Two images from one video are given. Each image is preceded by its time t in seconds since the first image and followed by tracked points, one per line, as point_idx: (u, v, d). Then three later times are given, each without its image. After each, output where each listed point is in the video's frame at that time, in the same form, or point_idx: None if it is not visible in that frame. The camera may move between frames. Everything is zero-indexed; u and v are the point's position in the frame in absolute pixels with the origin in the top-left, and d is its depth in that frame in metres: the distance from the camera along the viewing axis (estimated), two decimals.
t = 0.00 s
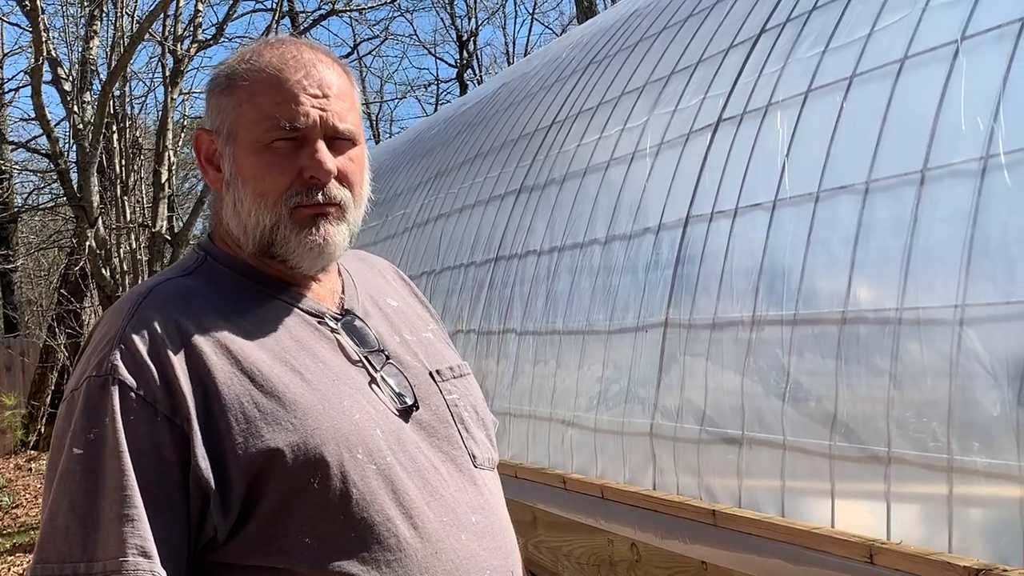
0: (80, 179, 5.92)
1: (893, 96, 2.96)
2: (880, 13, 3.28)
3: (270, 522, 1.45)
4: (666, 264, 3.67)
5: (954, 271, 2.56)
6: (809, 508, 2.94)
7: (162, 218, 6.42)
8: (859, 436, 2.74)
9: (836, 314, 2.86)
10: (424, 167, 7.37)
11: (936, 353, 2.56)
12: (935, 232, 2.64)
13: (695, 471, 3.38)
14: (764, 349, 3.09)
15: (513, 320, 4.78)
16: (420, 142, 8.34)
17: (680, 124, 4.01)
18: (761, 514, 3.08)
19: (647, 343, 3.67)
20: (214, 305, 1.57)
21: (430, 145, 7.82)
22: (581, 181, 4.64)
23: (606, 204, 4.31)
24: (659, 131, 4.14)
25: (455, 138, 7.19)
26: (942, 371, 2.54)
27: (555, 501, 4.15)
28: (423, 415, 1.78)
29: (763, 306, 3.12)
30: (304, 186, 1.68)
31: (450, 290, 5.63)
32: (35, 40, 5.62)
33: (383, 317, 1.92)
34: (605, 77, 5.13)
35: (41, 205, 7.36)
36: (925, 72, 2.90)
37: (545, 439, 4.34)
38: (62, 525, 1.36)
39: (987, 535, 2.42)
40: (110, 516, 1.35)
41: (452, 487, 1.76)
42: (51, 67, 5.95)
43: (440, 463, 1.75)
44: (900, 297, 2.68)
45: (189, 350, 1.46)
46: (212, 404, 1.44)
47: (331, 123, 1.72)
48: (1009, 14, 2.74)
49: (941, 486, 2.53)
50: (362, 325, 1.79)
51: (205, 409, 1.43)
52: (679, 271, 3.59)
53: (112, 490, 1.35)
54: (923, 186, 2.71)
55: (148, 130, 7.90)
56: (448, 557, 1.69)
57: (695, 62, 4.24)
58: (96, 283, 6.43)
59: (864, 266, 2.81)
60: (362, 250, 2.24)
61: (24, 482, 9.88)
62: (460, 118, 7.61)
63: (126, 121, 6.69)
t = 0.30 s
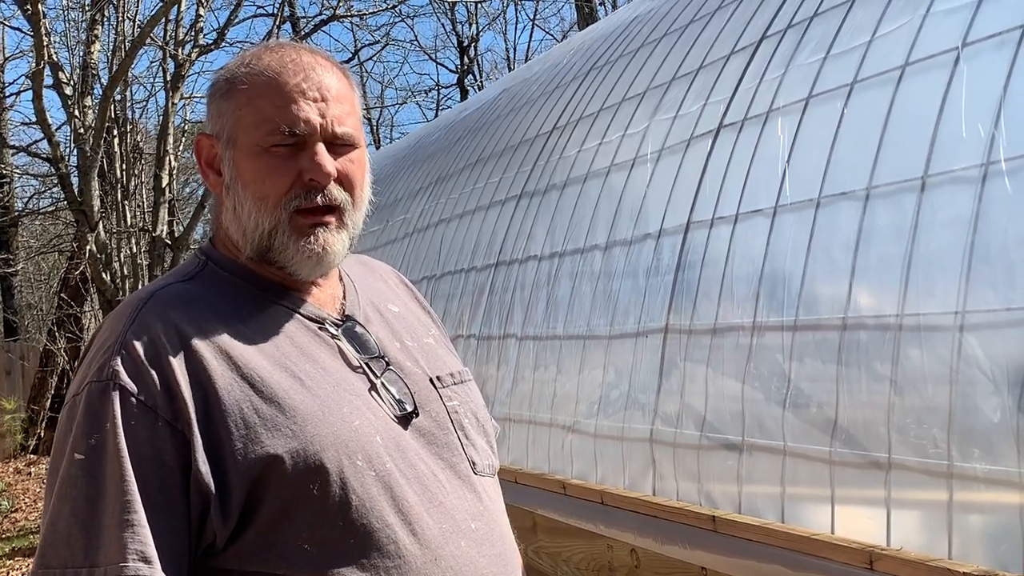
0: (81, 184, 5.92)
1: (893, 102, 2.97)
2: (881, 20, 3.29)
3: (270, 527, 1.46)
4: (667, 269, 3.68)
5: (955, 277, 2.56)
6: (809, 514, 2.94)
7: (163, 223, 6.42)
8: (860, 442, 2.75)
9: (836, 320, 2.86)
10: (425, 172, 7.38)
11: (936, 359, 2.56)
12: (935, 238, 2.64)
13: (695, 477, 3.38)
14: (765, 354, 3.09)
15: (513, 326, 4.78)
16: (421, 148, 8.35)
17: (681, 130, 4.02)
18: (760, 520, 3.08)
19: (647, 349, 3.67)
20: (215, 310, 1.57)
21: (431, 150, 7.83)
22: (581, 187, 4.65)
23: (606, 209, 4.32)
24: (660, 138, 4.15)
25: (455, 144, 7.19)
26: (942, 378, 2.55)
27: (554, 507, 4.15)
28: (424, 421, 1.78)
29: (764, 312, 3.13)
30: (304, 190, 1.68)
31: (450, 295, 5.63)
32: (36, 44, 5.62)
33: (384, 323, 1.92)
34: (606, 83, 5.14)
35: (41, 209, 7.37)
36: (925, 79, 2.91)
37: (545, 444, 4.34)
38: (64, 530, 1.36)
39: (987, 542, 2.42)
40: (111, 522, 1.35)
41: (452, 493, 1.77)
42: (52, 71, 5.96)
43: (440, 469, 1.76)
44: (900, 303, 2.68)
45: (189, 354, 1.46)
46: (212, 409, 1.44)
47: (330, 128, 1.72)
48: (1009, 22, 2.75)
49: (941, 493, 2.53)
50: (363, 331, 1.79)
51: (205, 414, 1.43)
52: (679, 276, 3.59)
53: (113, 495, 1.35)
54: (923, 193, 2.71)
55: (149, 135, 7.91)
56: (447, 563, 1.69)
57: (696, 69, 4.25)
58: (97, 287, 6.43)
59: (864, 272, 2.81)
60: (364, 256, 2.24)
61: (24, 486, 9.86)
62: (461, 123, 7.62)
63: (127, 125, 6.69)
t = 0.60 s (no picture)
0: (85, 189, 5.93)
1: (897, 110, 2.97)
2: (885, 28, 3.29)
3: (271, 536, 1.45)
4: (670, 277, 3.68)
5: (959, 286, 2.56)
6: (812, 523, 2.93)
7: (166, 229, 6.42)
8: (863, 450, 2.74)
9: (840, 328, 2.86)
10: (428, 179, 7.39)
11: (940, 368, 2.56)
12: (939, 246, 2.64)
13: (698, 484, 3.38)
14: (768, 362, 3.09)
15: (516, 332, 4.78)
16: (425, 154, 8.35)
17: (684, 137, 4.02)
18: (763, 528, 3.07)
19: (650, 356, 3.67)
20: (217, 318, 1.57)
21: (434, 157, 7.84)
22: (585, 194, 4.65)
23: (609, 216, 4.32)
24: (663, 145, 4.15)
25: (459, 150, 7.20)
26: (946, 386, 2.54)
27: (557, 514, 4.14)
28: (426, 430, 1.78)
29: (767, 320, 3.12)
30: (305, 198, 1.68)
31: (453, 301, 5.63)
32: (41, 49, 5.64)
33: (386, 330, 1.92)
34: (609, 90, 5.15)
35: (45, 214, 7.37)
36: (929, 87, 2.91)
37: (548, 451, 4.34)
38: (66, 538, 1.36)
39: (990, 551, 2.41)
40: (113, 529, 1.35)
41: (454, 501, 1.76)
42: (56, 77, 5.97)
43: (442, 477, 1.75)
44: (904, 312, 2.68)
45: (192, 362, 1.46)
46: (214, 417, 1.44)
47: (332, 135, 1.72)
48: (1013, 30, 2.75)
49: (944, 501, 2.52)
50: (365, 338, 1.79)
51: (207, 422, 1.43)
52: (683, 284, 3.59)
53: (116, 503, 1.35)
54: (927, 201, 2.71)
55: (153, 140, 7.92)
56: (449, 572, 1.69)
57: (699, 76, 4.25)
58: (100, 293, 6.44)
59: (868, 280, 2.81)
60: (367, 264, 2.24)
61: (26, 492, 9.86)
62: (464, 130, 7.63)
63: (131, 131, 6.70)
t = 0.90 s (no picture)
0: (87, 195, 5.95)
1: (898, 116, 2.98)
2: (886, 35, 3.30)
3: (272, 543, 1.46)
4: (671, 283, 3.68)
5: (960, 292, 2.56)
6: (813, 529, 2.93)
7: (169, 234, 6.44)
8: (864, 457, 2.74)
9: (841, 334, 2.86)
10: (430, 185, 7.40)
11: (940, 374, 2.56)
12: (940, 253, 2.64)
13: (699, 491, 3.38)
14: (769, 368, 3.09)
15: (518, 338, 4.78)
16: (426, 160, 8.36)
17: (685, 144, 4.03)
18: (764, 535, 3.08)
19: (651, 363, 3.67)
20: (218, 323, 1.58)
21: (436, 163, 7.86)
22: (586, 200, 4.66)
23: (610, 223, 4.33)
24: (664, 152, 4.16)
25: (461, 157, 7.22)
26: (946, 393, 2.54)
27: (558, 520, 4.14)
28: (426, 437, 1.78)
29: (768, 326, 3.13)
30: (309, 203, 1.69)
31: (454, 307, 5.64)
32: (44, 56, 5.66)
33: (386, 337, 1.93)
34: (611, 96, 5.16)
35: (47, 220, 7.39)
36: (930, 94, 2.91)
37: (549, 458, 4.34)
38: (67, 543, 1.37)
39: (990, 558, 2.41)
40: (114, 535, 1.36)
41: (453, 509, 1.77)
42: (59, 83, 5.98)
43: (442, 485, 1.76)
44: (904, 318, 2.68)
45: (192, 367, 1.47)
46: (215, 423, 1.44)
47: (336, 141, 1.73)
48: (1013, 37, 2.76)
49: (945, 508, 2.52)
50: (365, 345, 1.80)
51: (208, 428, 1.44)
52: (684, 290, 3.59)
53: (117, 509, 1.36)
54: (928, 208, 2.72)
55: (155, 146, 7.94)
56: None
57: (700, 82, 4.26)
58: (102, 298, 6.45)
59: (868, 287, 2.81)
60: (367, 271, 2.25)
61: (28, 497, 9.87)
62: (466, 137, 7.65)
63: (133, 137, 6.72)
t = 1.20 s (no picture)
0: (88, 200, 5.96)
1: (898, 122, 2.98)
2: (886, 41, 3.30)
3: (273, 549, 1.46)
4: (672, 288, 3.68)
5: (959, 298, 2.57)
6: (813, 535, 2.93)
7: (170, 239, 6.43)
8: (863, 462, 2.75)
9: (841, 340, 2.86)
10: (430, 191, 7.41)
11: (940, 380, 2.57)
12: (940, 258, 2.65)
13: (699, 496, 3.38)
14: (769, 374, 3.09)
15: (518, 344, 4.78)
16: (426, 166, 8.38)
17: (685, 149, 4.03)
18: (763, 540, 3.08)
19: (651, 368, 3.67)
20: (218, 329, 1.58)
21: (436, 169, 7.87)
22: (586, 205, 4.66)
23: (611, 228, 4.33)
24: (664, 157, 4.17)
25: (461, 162, 7.22)
26: (947, 398, 2.55)
27: (558, 526, 4.14)
28: (425, 443, 1.78)
29: (768, 331, 3.13)
30: (339, 222, 1.69)
31: (455, 312, 5.64)
32: (45, 61, 5.67)
33: (385, 344, 1.93)
34: (611, 101, 5.17)
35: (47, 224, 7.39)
36: (930, 99, 2.92)
37: (549, 463, 4.34)
38: (69, 549, 1.37)
39: (989, 564, 2.41)
40: (116, 541, 1.36)
41: (453, 515, 1.77)
42: (60, 88, 5.99)
43: (441, 491, 1.76)
44: (905, 323, 2.69)
45: (192, 372, 1.47)
46: (216, 428, 1.45)
47: (365, 158, 1.72)
48: (1013, 43, 2.76)
49: (945, 514, 2.53)
50: (364, 352, 1.80)
51: (209, 433, 1.44)
52: (684, 295, 3.59)
53: (119, 514, 1.36)
54: (928, 213, 2.72)
55: (156, 151, 7.95)
56: None
57: (700, 88, 4.27)
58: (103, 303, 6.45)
59: (869, 292, 2.82)
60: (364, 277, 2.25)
61: (28, 503, 9.86)
62: (467, 142, 7.65)
63: (135, 142, 6.73)
